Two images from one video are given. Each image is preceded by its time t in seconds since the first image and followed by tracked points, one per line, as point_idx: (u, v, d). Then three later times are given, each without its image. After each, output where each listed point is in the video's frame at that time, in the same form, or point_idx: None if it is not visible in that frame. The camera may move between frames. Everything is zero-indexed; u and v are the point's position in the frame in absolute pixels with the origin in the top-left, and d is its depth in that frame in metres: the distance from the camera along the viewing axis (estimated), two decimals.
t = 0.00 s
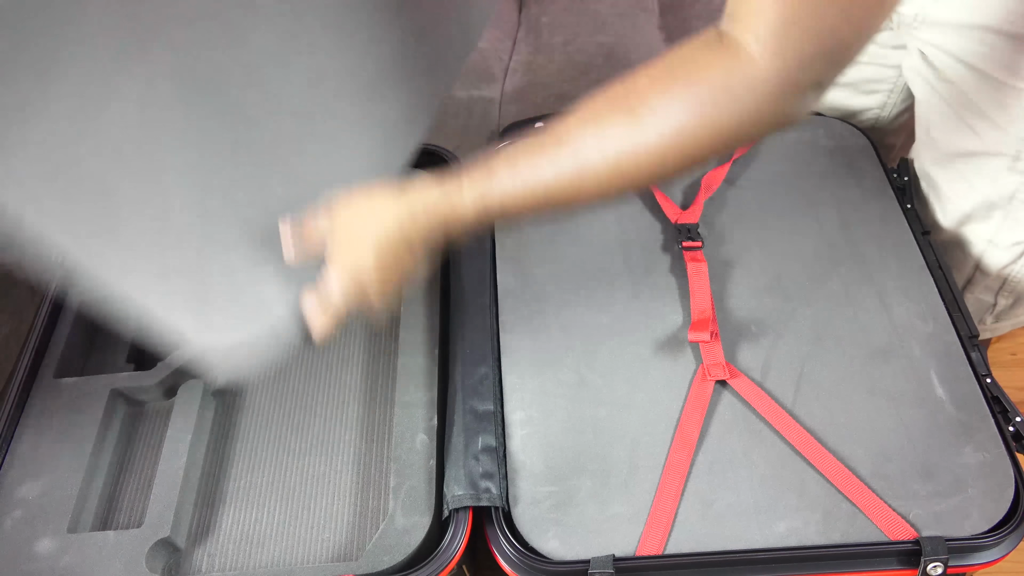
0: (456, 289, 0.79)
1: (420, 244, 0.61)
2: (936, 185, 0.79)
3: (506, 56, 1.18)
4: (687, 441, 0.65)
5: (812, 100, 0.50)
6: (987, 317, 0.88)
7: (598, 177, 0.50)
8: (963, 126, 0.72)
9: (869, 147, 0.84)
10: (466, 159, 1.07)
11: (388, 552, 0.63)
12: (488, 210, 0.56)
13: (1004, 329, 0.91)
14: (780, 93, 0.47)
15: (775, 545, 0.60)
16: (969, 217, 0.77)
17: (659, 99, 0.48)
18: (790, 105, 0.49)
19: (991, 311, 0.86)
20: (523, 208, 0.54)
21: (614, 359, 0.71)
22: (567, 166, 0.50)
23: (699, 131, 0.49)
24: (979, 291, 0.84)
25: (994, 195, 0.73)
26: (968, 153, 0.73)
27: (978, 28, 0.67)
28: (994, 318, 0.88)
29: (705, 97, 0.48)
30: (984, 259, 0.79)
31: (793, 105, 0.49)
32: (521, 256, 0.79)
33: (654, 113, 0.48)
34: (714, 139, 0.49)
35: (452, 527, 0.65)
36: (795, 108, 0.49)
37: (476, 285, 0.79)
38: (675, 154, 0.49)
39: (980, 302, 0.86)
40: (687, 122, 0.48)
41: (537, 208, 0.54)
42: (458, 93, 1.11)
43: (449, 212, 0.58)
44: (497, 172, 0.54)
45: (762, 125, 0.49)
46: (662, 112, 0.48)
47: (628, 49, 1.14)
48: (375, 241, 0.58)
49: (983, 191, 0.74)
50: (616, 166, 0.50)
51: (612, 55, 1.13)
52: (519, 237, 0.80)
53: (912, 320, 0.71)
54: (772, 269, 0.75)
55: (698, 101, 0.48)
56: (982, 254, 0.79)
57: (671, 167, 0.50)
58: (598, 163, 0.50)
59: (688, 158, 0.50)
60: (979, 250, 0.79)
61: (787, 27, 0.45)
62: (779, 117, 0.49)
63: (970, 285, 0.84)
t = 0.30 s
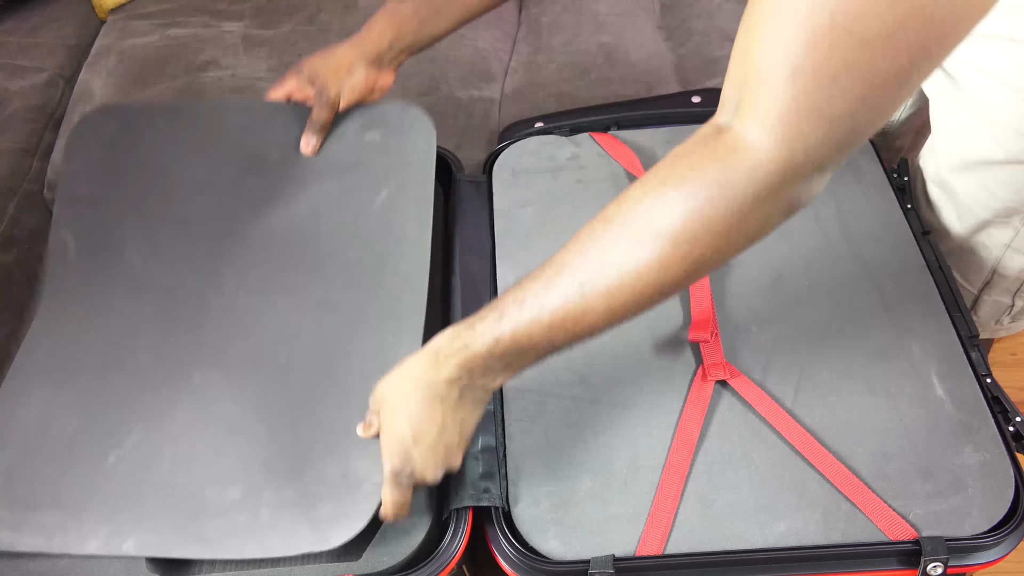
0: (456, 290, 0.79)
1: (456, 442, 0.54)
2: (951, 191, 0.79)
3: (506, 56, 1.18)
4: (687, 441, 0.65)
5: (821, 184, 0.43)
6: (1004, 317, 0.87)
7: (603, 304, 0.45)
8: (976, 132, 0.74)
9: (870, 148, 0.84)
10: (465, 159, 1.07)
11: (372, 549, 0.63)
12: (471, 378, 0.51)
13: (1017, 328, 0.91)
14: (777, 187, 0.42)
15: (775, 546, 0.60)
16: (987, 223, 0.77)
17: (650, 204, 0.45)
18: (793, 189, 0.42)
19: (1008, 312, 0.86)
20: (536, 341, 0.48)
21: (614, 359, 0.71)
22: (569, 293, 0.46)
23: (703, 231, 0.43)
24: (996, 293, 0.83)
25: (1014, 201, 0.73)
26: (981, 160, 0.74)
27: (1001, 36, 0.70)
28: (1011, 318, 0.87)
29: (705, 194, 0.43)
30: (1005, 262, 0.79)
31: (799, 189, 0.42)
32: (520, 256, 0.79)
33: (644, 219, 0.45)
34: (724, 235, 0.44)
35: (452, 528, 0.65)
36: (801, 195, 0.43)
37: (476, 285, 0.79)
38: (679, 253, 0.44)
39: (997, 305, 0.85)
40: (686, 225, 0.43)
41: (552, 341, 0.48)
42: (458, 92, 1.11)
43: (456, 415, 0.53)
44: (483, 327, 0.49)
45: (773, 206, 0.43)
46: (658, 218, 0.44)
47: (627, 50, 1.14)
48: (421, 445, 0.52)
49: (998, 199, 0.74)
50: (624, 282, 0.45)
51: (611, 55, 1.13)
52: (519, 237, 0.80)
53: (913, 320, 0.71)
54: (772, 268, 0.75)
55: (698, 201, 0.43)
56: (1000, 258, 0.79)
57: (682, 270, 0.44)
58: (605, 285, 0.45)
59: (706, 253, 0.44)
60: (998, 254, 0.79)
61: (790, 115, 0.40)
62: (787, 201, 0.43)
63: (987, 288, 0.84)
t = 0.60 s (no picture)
0: (456, 289, 0.79)
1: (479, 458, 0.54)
2: (948, 199, 0.80)
3: (506, 56, 1.18)
4: (688, 441, 0.65)
5: (861, 215, 0.43)
6: (998, 324, 0.86)
7: (636, 329, 0.45)
8: (972, 141, 0.74)
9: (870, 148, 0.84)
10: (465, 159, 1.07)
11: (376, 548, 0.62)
12: (491, 393, 0.52)
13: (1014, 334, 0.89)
14: (814, 221, 0.41)
15: (776, 546, 0.60)
16: (983, 229, 0.78)
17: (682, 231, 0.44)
18: (832, 222, 0.42)
19: (1003, 319, 0.85)
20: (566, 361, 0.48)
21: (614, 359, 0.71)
22: (599, 318, 0.46)
23: (737, 261, 0.43)
24: (992, 300, 0.83)
25: (1012, 209, 0.73)
26: (977, 168, 0.74)
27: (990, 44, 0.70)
28: (1006, 324, 0.86)
29: (739, 225, 0.42)
30: (998, 269, 0.79)
31: (837, 223, 0.42)
32: (521, 256, 0.79)
33: (677, 247, 0.44)
34: (759, 264, 0.43)
35: (453, 528, 0.65)
36: (839, 227, 0.43)
37: (476, 285, 0.79)
38: (714, 282, 0.44)
39: (992, 311, 0.84)
40: (719, 254, 0.43)
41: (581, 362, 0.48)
42: (458, 92, 1.11)
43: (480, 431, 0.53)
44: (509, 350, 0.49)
45: (809, 238, 0.42)
46: (690, 246, 0.44)
47: (627, 49, 1.14)
48: (435, 459, 0.52)
49: (997, 206, 0.74)
50: (656, 308, 0.45)
51: (611, 55, 1.13)
52: (519, 237, 0.80)
53: (914, 320, 0.71)
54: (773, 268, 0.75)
55: (732, 232, 0.43)
56: (995, 265, 0.79)
57: (716, 298, 0.44)
58: (635, 311, 0.45)
59: (741, 282, 0.44)
60: (993, 259, 0.79)
61: (827, 153, 0.39)
62: (824, 233, 0.42)
63: (983, 294, 0.83)
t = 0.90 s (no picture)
0: (456, 289, 0.78)
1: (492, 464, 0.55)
2: (939, 202, 0.80)
3: (506, 56, 1.18)
4: (688, 441, 0.65)
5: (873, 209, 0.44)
6: (995, 329, 0.86)
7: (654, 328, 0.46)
8: (965, 147, 0.75)
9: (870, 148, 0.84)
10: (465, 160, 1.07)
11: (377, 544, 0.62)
12: (497, 392, 0.52)
13: (1011, 341, 0.89)
14: (827, 220, 0.43)
15: (776, 546, 0.60)
16: (977, 234, 0.78)
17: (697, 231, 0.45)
18: (844, 221, 0.43)
19: (999, 324, 0.85)
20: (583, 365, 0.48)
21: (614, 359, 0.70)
22: (617, 318, 0.46)
23: (754, 261, 0.44)
24: (988, 305, 0.83)
25: (1000, 214, 0.74)
26: (968, 173, 0.75)
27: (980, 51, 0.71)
28: (1003, 330, 0.86)
29: (754, 225, 0.43)
30: (994, 273, 0.79)
31: (848, 224, 0.44)
32: (521, 256, 0.79)
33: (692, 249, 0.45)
34: (775, 263, 0.44)
35: (453, 528, 0.65)
36: (850, 226, 0.44)
37: (476, 285, 0.79)
38: (731, 281, 0.45)
39: (988, 316, 0.85)
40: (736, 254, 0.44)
41: (598, 365, 0.48)
42: (458, 93, 1.11)
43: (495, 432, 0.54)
44: (523, 352, 0.50)
45: (822, 237, 0.44)
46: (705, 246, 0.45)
47: (627, 49, 1.14)
48: (440, 457, 0.54)
49: (988, 211, 0.75)
50: (673, 308, 0.45)
51: (611, 55, 1.13)
52: (520, 238, 0.80)
53: (914, 320, 0.71)
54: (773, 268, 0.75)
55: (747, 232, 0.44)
56: (990, 270, 0.79)
57: (732, 296, 0.45)
58: (654, 310, 0.46)
59: (757, 281, 0.45)
60: (988, 264, 0.79)
61: (839, 154, 0.40)
62: (836, 232, 0.44)
63: (979, 299, 0.84)
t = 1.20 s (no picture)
0: (456, 289, 0.78)
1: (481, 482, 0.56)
2: (930, 198, 0.80)
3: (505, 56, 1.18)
4: (687, 441, 0.65)
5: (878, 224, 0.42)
6: (990, 326, 0.86)
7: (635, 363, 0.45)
8: (961, 146, 0.75)
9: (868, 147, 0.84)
10: (465, 160, 1.07)
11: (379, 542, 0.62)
12: (491, 416, 0.52)
13: (1006, 338, 0.89)
14: (810, 249, 0.41)
15: (775, 546, 0.60)
16: (971, 232, 0.78)
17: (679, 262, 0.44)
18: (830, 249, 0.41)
19: (994, 321, 0.85)
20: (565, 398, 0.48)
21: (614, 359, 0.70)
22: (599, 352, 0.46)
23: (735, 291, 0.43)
24: (982, 303, 0.83)
25: (995, 213, 0.74)
26: (963, 172, 0.75)
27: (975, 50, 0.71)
28: (998, 328, 0.86)
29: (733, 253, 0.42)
30: (988, 272, 0.80)
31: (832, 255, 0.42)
32: (520, 256, 0.79)
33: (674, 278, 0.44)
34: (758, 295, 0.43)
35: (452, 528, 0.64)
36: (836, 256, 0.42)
37: (475, 285, 0.78)
38: (709, 312, 0.43)
39: (983, 313, 0.85)
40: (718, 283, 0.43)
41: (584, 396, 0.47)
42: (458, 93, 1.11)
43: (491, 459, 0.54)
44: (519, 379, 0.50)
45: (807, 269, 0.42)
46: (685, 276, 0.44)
47: (627, 49, 1.14)
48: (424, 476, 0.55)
49: (983, 209, 0.75)
50: (659, 337, 0.44)
51: (611, 55, 1.13)
52: (519, 237, 0.80)
53: (913, 321, 0.71)
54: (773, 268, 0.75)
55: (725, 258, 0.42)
56: (985, 267, 0.80)
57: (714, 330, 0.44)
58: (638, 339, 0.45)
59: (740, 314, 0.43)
60: (982, 262, 0.79)
61: (816, 177, 0.39)
62: (823, 262, 0.42)
63: (973, 296, 0.84)
